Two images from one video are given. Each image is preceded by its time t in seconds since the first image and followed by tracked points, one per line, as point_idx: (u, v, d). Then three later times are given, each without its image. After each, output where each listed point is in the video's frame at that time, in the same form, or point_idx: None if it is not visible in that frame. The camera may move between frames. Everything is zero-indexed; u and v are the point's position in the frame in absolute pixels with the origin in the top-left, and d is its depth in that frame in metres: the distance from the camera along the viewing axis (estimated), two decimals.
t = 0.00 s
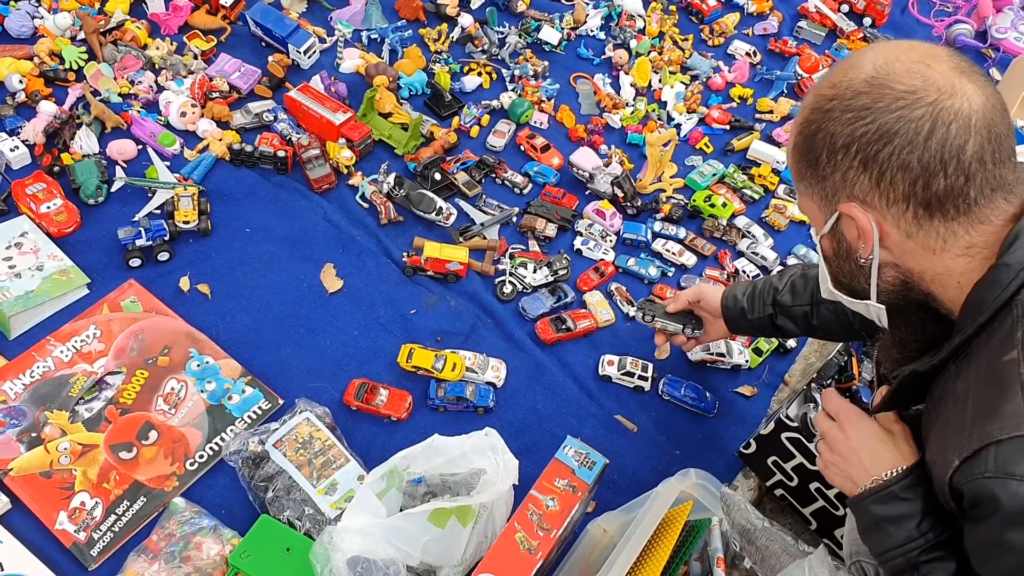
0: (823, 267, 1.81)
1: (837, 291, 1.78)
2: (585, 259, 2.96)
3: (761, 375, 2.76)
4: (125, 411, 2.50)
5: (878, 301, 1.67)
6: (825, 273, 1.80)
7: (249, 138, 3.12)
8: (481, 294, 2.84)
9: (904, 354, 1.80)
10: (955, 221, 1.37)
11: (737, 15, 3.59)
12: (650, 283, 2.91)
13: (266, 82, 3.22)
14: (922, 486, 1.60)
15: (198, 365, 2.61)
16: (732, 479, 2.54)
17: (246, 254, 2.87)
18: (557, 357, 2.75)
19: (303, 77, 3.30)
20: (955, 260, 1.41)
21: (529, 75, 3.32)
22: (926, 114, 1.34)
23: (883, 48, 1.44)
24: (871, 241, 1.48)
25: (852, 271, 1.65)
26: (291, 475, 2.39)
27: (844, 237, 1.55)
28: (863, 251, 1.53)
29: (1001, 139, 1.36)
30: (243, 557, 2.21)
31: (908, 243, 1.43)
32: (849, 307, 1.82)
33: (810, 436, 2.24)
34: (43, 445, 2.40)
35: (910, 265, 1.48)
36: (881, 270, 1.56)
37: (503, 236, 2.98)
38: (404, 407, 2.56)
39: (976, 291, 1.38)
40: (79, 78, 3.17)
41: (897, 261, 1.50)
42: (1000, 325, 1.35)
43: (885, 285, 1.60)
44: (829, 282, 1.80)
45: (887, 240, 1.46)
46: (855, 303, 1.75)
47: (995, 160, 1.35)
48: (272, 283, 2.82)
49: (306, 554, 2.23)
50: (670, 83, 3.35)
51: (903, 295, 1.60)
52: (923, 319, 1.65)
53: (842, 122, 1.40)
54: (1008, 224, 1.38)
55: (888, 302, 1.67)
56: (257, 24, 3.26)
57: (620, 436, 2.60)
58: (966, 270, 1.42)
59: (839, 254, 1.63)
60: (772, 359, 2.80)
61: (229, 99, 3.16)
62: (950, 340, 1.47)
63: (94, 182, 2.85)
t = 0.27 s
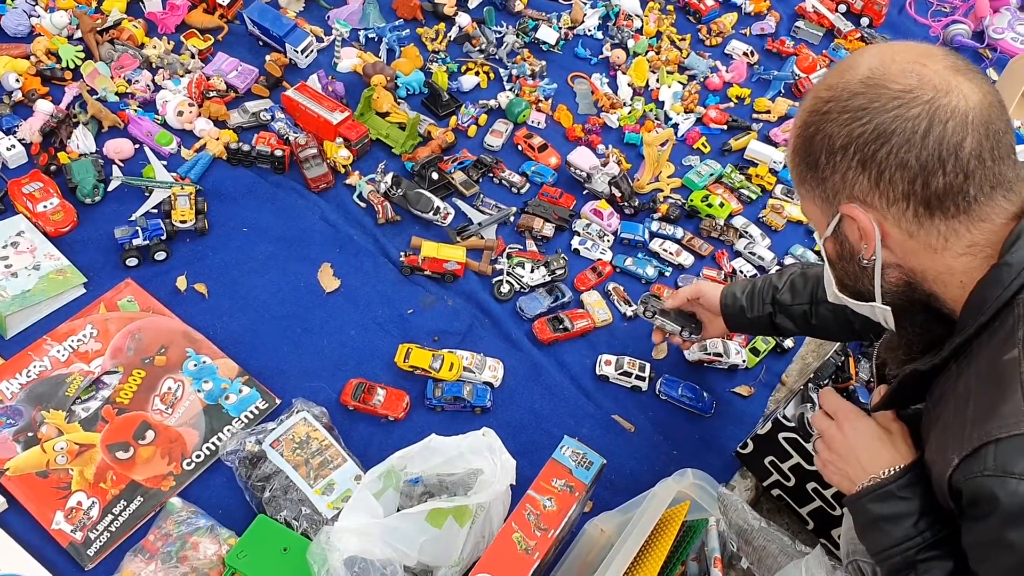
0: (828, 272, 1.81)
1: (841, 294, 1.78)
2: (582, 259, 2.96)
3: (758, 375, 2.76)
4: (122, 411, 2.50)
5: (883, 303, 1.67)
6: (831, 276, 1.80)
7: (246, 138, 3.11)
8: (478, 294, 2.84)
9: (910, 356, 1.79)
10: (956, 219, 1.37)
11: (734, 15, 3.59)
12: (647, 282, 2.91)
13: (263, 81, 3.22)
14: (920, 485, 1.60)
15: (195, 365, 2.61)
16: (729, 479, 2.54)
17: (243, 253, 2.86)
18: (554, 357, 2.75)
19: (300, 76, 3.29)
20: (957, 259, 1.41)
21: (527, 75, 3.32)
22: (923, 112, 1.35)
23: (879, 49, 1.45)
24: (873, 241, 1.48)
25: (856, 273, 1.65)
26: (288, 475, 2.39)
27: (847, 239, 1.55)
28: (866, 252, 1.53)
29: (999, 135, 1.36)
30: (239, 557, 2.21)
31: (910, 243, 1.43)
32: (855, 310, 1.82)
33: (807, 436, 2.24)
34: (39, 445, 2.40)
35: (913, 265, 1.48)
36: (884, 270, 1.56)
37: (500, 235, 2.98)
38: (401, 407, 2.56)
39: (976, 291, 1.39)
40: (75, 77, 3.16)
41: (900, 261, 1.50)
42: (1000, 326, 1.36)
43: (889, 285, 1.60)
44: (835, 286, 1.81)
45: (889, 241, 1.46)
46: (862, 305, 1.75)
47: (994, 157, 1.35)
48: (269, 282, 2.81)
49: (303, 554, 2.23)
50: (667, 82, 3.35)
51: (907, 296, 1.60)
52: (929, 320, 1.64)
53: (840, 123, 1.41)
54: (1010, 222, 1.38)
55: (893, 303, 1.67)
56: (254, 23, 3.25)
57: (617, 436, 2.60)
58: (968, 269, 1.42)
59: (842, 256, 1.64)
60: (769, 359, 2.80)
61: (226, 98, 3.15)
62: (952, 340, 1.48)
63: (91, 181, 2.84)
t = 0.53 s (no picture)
0: (827, 284, 1.81)
1: (842, 306, 1.78)
2: (581, 259, 2.96)
3: (757, 375, 2.76)
4: (120, 410, 2.49)
5: (886, 311, 1.67)
6: (830, 289, 1.80)
7: (245, 137, 3.11)
8: (477, 294, 2.84)
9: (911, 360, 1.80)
10: (954, 223, 1.37)
11: (733, 16, 3.59)
12: (646, 282, 2.91)
13: (261, 80, 3.21)
14: (922, 481, 1.61)
15: (193, 364, 2.61)
16: (727, 479, 2.54)
17: (241, 253, 2.86)
18: (552, 356, 2.76)
19: (299, 76, 3.29)
20: (957, 264, 1.41)
21: (525, 75, 3.32)
22: (913, 120, 1.35)
23: (860, 60, 1.46)
24: (873, 253, 1.48)
25: (856, 284, 1.65)
26: (286, 475, 2.39)
27: (846, 251, 1.55)
28: (866, 263, 1.53)
29: (989, 136, 1.37)
30: (237, 557, 2.21)
31: (909, 250, 1.43)
32: (855, 321, 1.82)
33: (806, 436, 2.25)
34: (37, 444, 2.40)
35: (913, 272, 1.48)
36: (884, 279, 1.56)
37: (498, 235, 2.98)
38: (400, 406, 2.56)
39: (978, 289, 1.39)
40: (74, 76, 3.16)
41: (900, 269, 1.50)
42: (1003, 322, 1.36)
43: (890, 294, 1.60)
44: (834, 298, 1.80)
45: (889, 250, 1.46)
46: (863, 315, 1.75)
47: (987, 159, 1.36)
48: (267, 282, 2.81)
49: (301, 553, 2.23)
50: (665, 83, 3.35)
51: (908, 303, 1.60)
52: (929, 327, 1.65)
53: (830, 137, 1.41)
54: (1007, 222, 1.38)
55: (896, 312, 1.66)
56: (253, 22, 3.25)
57: (615, 435, 2.60)
58: (969, 272, 1.42)
59: (842, 268, 1.64)
60: (767, 359, 2.81)
61: (225, 97, 3.15)
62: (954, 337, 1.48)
63: (89, 180, 2.84)
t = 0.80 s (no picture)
0: (818, 296, 1.81)
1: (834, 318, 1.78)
2: (580, 259, 2.96)
3: (756, 376, 2.77)
4: (119, 411, 2.49)
5: (876, 322, 1.67)
6: (821, 299, 1.80)
7: (243, 138, 3.11)
8: (476, 294, 2.84)
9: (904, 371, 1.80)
10: (945, 233, 1.37)
11: (731, 16, 3.60)
12: (644, 282, 2.92)
13: (259, 81, 3.21)
14: (921, 489, 1.61)
15: (192, 365, 2.60)
16: (726, 479, 2.55)
17: (240, 254, 2.86)
18: (551, 357, 2.76)
19: (297, 76, 3.28)
20: (948, 274, 1.42)
21: (523, 75, 3.32)
22: (903, 130, 1.35)
23: (847, 71, 1.46)
24: (863, 262, 1.47)
25: (847, 295, 1.65)
26: (286, 475, 2.39)
27: (836, 263, 1.54)
28: (857, 274, 1.53)
29: (978, 147, 1.38)
30: (237, 557, 2.21)
31: (900, 261, 1.43)
32: (846, 330, 1.82)
33: (805, 436, 2.25)
34: (36, 445, 2.39)
35: (904, 283, 1.48)
36: (875, 291, 1.56)
37: (497, 235, 2.98)
38: (399, 407, 2.56)
39: (973, 298, 1.39)
40: (72, 77, 3.15)
41: (890, 281, 1.50)
42: (1000, 332, 1.36)
43: (881, 305, 1.60)
44: (825, 308, 1.81)
45: (880, 260, 1.46)
46: (856, 326, 1.75)
47: (976, 170, 1.36)
48: (266, 282, 2.81)
49: (301, 554, 2.23)
50: (664, 83, 3.35)
51: (900, 314, 1.60)
52: (920, 339, 1.65)
53: (820, 148, 1.40)
54: (997, 233, 1.39)
55: (887, 322, 1.66)
56: (251, 23, 3.25)
57: (614, 436, 2.60)
58: (961, 283, 1.43)
59: (832, 280, 1.63)
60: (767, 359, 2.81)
61: (223, 98, 3.14)
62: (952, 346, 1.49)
63: (87, 181, 2.83)
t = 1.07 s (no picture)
0: (827, 268, 1.83)
1: (839, 291, 1.81)
2: (577, 258, 2.97)
3: (753, 374, 2.77)
4: (117, 411, 2.49)
5: (877, 300, 1.70)
6: (829, 272, 1.83)
7: (241, 137, 3.11)
8: (474, 294, 2.84)
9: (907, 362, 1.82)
10: (953, 218, 1.37)
11: (728, 15, 3.60)
12: (642, 281, 2.92)
13: (257, 81, 3.21)
14: (916, 489, 1.62)
15: (190, 365, 2.60)
16: (724, 477, 2.55)
17: (238, 253, 2.86)
18: (549, 356, 2.76)
19: (295, 76, 3.29)
20: (952, 260, 1.42)
21: (521, 74, 3.32)
22: (926, 108, 1.35)
23: (888, 45, 1.46)
24: (868, 237, 1.49)
25: (853, 268, 1.67)
26: (284, 475, 2.39)
27: (845, 233, 1.57)
28: (862, 248, 1.55)
29: (1003, 137, 1.36)
30: (235, 557, 2.21)
31: (906, 240, 1.44)
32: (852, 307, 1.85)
33: (803, 434, 2.24)
34: (34, 445, 2.40)
35: (908, 263, 1.50)
36: (878, 267, 1.58)
37: (495, 235, 2.99)
38: (397, 406, 2.56)
39: (973, 297, 1.40)
40: (70, 77, 3.15)
41: (896, 259, 1.51)
42: (996, 332, 1.36)
43: (883, 284, 1.63)
44: (831, 283, 1.84)
45: (885, 237, 1.48)
46: (858, 302, 1.78)
47: (995, 159, 1.34)
48: (264, 282, 2.81)
49: (299, 553, 2.23)
50: (662, 82, 3.35)
51: (902, 296, 1.62)
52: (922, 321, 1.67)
53: (844, 115, 1.42)
54: (1007, 226, 1.38)
55: (887, 302, 1.69)
56: (249, 23, 3.25)
57: (612, 434, 2.61)
58: (963, 271, 1.42)
59: (842, 250, 1.65)
60: (764, 357, 2.81)
61: (221, 97, 3.15)
62: (948, 344, 1.48)
63: (85, 181, 2.83)
